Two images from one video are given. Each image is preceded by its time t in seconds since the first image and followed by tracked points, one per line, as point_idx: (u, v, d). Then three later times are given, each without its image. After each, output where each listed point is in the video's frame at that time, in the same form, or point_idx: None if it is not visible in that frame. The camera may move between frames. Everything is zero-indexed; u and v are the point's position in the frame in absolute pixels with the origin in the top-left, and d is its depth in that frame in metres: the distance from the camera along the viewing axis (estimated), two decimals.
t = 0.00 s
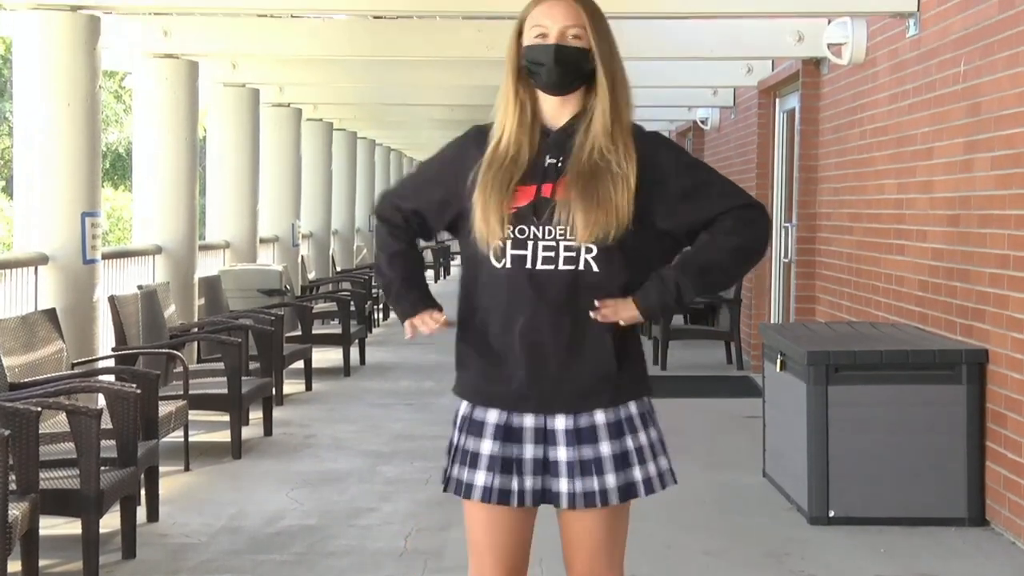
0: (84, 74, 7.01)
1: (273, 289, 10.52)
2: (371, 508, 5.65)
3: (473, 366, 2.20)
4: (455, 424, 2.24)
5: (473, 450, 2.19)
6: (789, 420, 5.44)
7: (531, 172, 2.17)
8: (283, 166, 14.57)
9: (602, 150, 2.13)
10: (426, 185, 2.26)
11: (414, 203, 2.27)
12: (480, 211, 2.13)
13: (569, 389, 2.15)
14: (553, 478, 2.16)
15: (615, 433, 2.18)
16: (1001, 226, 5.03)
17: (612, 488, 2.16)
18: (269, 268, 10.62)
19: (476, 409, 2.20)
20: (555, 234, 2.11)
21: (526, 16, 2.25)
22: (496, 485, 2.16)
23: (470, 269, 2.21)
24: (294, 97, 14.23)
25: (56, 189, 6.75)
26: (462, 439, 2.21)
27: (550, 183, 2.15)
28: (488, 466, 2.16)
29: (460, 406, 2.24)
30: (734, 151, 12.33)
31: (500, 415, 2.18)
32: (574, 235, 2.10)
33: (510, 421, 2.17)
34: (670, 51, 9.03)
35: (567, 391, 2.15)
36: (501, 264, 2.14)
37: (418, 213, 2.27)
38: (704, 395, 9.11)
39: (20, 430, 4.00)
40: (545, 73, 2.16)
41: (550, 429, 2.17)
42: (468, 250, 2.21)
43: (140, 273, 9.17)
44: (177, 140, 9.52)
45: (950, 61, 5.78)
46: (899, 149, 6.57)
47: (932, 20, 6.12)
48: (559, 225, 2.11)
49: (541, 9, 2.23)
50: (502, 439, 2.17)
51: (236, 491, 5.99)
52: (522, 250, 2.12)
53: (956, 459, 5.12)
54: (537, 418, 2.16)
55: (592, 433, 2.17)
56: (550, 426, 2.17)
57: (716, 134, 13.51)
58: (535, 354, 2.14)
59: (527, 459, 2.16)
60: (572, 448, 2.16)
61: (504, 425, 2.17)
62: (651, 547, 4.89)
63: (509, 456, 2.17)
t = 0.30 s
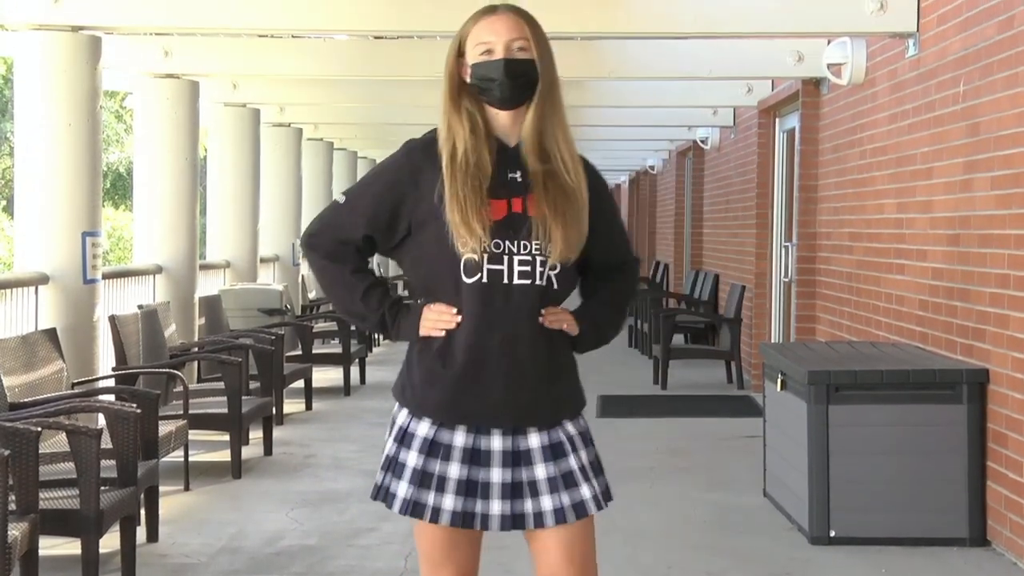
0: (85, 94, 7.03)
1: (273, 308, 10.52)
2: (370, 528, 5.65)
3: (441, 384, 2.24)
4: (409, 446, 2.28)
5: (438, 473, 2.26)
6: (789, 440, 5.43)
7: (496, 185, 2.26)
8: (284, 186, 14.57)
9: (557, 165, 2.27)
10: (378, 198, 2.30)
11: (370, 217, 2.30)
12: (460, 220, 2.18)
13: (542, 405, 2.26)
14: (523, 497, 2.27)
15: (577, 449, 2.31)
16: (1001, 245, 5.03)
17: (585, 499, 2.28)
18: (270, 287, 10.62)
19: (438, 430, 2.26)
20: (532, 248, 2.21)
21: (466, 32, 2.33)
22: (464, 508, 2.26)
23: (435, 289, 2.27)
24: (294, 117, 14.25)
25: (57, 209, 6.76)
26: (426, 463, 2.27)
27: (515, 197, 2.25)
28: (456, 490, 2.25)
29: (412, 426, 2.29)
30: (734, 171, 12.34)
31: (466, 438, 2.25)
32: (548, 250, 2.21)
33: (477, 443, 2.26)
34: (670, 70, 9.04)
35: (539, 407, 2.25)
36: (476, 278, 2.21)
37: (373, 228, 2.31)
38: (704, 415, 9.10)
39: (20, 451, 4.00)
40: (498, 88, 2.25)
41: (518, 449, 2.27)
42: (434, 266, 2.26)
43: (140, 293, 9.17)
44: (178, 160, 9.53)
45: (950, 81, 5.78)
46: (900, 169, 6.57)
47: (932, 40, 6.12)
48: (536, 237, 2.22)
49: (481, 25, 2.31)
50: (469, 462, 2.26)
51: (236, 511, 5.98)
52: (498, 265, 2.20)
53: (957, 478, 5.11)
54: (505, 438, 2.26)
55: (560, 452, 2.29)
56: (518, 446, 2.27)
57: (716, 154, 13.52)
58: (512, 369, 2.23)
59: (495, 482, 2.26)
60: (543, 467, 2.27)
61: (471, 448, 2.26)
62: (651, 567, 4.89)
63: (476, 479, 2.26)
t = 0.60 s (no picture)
0: (85, 113, 7.04)
1: (274, 326, 10.52)
2: (370, 547, 5.64)
3: (433, 406, 2.21)
4: (394, 468, 2.25)
5: (422, 496, 2.23)
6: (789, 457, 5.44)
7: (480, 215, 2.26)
8: (284, 204, 14.59)
9: (533, 193, 2.31)
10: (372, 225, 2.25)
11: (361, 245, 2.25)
12: (452, 248, 2.18)
13: (528, 433, 2.25)
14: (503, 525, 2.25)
15: (558, 480, 2.31)
16: (1002, 263, 5.03)
17: (565, 530, 2.25)
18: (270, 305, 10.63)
19: (425, 453, 2.23)
20: (519, 272, 2.22)
21: (428, 69, 2.34)
22: (445, 532, 2.23)
23: (424, 314, 2.24)
24: (294, 135, 14.27)
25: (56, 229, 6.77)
26: (410, 485, 2.23)
27: (499, 223, 2.26)
28: (438, 514, 2.22)
29: (396, 446, 2.26)
30: (734, 189, 12.35)
31: (451, 462, 2.24)
32: (537, 274, 2.23)
33: (461, 467, 2.24)
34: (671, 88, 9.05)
35: (526, 436, 2.25)
36: (470, 301, 2.19)
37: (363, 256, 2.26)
38: (705, 433, 9.10)
39: (21, 470, 3.99)
40: (468, 123, 2.26)
41: (502, 476, 2.26)
42: (424, 294, 2.24)
43: (140, 311, 9.17)
44: (178, 178, 9.53)
45: (950, 100, 5.78)
46: (900, 187, 6.57)
47: (932, 59, 6.12)
48: (525, 263, 2.23)
49: (443, 60, 2.32)
50: (452, 487, 2.23)
51: (236, 530, 5.97)
52: (489, 290, 2.20)
53: (957, 497, 5.11)
54: (490, 464, 2.25)
55: (543, 481, 2.28)
56: (501, 474, 2.26)
57: (716, 173, 13.54)
58: (502, 394, 2.22)
59: (477, 508, 2.24)
60: (526, 495, 2.26)
61: (456, 473, 2.24)
62: None
63: (460, 503, 2.24)
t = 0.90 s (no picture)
0: (86, 129, 7.05)
1: (274, 341, 10.52)
2: (370, 562, 5.63)
3: (427, 424, 2.21)
4: (388, 485, 2.25)
5: (414, 513, 2.22)
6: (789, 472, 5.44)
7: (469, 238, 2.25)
8: (285, 219, 14.60)
9: (522, 211, 2.32)
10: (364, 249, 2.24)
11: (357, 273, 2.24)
12: (441, 269, 2.17)
13: (520, 451, 2.26)
14: (494, 544, 2.24)
15: (550, 501, 2.31)
16: (1002, 278, 5.04)
17: (556, 550, 2.26)
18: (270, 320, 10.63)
19: (418, 470, 2.23)
20: (509, 292, 2.22)
21: (412, 92, 2.35)
22: (437, 551, 2.22)
23: (417, 332, 2.23)
24: (295, 150, 14.29)
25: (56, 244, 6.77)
26: (404, 502, 2.23)
27: (488, 242, 2.26)
28: (431, 531, 2.22)
29: (391, 463, 2.26)
30: (734, 204, 12.36)
31: (444, 479, 2.23)
32: (527, 293, 2.24)
33: (454, 486, 2.23)
34: (671, 103, 9.06)
35: (517, 455, 2.25)
36: (460, 321, 2.19)
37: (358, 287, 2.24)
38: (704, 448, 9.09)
39: (19, 485, 3.99)
40: (453, 144, 2.28)
41: (494, 495, 2.25)
42: (415, 314, 2.24)
43: (140, 326, 9.17)
44: (178, 194, 9.53)
45: (950, 115, 5.78)
46: (900, 202, 6.57)
47: (932, 74, 6.12)
48: (515, 282, 2.23)
49: (427, 85, 2.33)
50: (445, 505, 2.23)
51: (237, 545, 5.96)
52: (479, 309, 2.19)
53: (958, 512, 5.11)
54: (482, 483, 2.24)
55: (535, 502, 2.28)
56: (494, 493, 2.25)
57: (716, 188, 13.55)
58: (493, 411, 2.22)
59: (469, 525, 2.23)
60: (519, 514, 2.25)
61: (448, 490, 2.23)
62: None
63: (452, 522, 2.23)
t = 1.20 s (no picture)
0: (87, 121, 7.05)
1: (274, 333, 10.52)
2: (371, 555, 5.63)
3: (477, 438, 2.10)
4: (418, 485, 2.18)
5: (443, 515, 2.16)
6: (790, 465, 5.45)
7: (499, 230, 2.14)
8: (285, 212, 14.61)
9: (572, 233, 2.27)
10: (408, 230, 2.04)
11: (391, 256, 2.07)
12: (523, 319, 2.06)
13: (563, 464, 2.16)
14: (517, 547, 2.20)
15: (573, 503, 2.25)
16: (1002, 271, 5.04)
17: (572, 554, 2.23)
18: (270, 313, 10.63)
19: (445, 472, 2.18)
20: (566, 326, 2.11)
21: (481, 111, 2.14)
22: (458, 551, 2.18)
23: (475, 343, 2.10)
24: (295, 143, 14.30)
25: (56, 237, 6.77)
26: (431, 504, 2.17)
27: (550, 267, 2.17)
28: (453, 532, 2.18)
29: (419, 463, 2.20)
30: (734, 196, 12.37)
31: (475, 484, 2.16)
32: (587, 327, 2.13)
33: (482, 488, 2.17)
34: (671, 95, 9.06)
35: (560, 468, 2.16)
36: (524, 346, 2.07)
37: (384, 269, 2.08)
38: (704, 440, 9.09)
39: (20, 478, 3.99)
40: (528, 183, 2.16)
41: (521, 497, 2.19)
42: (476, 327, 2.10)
43: (141, 319, 9.17)
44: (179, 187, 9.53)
45: (950, 108, 5.78)
46: (900, 195, 6.57)
47: (932, 66, 6.12)
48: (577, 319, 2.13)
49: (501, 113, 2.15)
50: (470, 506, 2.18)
51: (238, 538, 5.96)
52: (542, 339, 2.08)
53: (958, 505, 5.11)
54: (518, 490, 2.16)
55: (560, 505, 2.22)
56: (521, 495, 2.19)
57: (716, 181, 13.55)
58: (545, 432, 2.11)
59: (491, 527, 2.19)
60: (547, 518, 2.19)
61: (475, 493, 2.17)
62: None
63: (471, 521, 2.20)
